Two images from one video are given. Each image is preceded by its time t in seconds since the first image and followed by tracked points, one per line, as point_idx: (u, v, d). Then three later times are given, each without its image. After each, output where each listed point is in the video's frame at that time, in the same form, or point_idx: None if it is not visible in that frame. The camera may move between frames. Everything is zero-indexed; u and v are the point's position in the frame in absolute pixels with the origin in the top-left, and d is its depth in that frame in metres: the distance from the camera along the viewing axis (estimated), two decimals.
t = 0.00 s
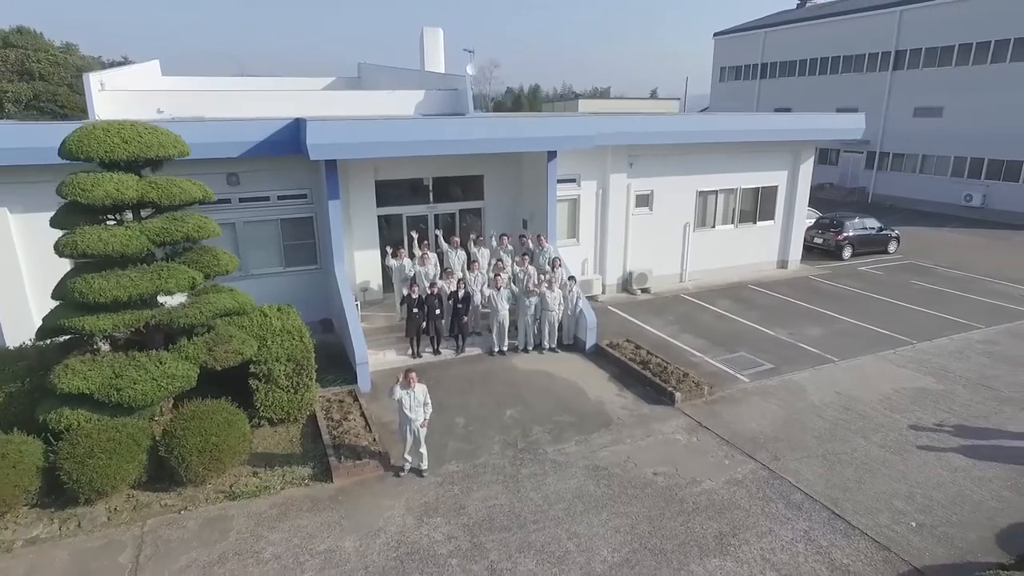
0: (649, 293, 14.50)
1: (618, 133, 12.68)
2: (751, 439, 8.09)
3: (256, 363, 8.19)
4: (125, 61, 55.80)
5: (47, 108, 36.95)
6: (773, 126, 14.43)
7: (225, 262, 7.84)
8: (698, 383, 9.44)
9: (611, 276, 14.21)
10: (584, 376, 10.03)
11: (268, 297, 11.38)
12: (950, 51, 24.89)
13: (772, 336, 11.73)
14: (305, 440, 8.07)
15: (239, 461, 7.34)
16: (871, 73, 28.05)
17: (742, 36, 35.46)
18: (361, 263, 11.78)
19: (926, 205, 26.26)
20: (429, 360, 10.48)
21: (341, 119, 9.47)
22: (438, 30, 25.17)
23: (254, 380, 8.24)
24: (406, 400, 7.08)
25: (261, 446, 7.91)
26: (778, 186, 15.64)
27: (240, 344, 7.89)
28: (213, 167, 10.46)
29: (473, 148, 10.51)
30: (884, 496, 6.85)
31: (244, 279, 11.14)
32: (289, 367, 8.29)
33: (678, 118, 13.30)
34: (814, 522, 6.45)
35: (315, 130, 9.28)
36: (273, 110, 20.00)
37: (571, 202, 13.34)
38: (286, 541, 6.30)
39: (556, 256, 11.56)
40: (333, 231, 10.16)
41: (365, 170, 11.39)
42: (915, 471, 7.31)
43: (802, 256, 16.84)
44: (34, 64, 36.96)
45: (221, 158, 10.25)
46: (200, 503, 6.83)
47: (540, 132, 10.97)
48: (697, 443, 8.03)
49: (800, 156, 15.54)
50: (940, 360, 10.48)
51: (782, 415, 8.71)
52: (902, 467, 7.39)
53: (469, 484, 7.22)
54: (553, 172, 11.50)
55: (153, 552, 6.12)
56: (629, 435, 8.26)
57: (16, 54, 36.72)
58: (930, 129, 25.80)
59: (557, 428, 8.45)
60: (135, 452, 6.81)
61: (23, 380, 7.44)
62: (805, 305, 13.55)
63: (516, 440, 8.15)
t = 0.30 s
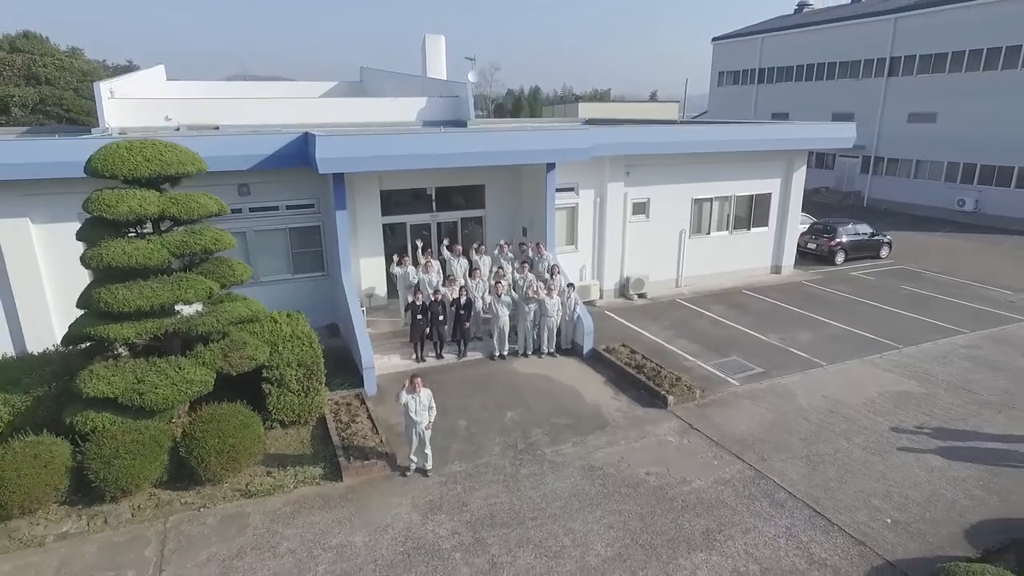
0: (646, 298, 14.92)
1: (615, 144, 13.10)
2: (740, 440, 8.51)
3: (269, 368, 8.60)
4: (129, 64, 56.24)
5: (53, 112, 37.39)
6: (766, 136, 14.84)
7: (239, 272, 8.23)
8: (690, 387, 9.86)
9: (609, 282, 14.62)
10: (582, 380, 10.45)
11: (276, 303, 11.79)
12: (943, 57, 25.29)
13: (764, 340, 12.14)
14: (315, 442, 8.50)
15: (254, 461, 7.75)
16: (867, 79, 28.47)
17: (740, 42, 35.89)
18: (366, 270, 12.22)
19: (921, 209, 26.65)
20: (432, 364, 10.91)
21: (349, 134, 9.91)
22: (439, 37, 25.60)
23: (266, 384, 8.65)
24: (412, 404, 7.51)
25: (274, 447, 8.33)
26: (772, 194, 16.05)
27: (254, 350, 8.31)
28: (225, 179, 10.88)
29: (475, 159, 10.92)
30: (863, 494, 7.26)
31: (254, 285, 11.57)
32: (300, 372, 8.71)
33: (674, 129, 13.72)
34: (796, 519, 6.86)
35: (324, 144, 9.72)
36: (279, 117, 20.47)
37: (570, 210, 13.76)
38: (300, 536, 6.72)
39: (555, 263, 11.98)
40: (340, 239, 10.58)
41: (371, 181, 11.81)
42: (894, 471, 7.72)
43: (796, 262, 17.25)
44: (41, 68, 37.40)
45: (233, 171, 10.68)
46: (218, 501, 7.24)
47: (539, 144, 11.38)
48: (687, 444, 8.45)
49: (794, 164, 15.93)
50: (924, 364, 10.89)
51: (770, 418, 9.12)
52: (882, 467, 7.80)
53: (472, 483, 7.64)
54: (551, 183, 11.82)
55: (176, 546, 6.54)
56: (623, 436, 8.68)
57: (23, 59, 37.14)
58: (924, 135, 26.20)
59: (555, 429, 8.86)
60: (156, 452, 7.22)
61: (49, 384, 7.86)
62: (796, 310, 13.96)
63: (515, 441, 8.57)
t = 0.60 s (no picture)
0: (641, 303, 15.36)
1: (612, 155, 13.56)
2: (728, 442, 8.96)
3: (280, 373, 9.05)
4: (133, 67, 56.79)
5: (60, 116, 37.91)
6: (759, 146, 15.28)
7: (253, 282, 8.68)
8: (682, 391, 10.31)
9: (606, 288, 15.07)
10: (579, 384, 10.90)
11: (285, 310, 12.23)
12: (937, 65, 25.73)
13: (755, 345, 12.59)
14: (325, 444, 8.96)
15: (268, 462, 8.21)
16: (862, 85, 28.90)
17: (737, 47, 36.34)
18: (371, 277, 12.68)
19: (915, 214, 27.07)
20: (435, 368, 11.36)
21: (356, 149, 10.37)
22: (441, 44, 26.06)
23: (278, 388, 9.10)
24: (417, 408, 7.94)
25: (286, 448, 8.79)
26: (766, 202, 16.48)
27: (267, 357, 8.76)
28: (237, 191, 11.33)
29: (477, 172, 11.38)
30: (842, 494, 7.71)
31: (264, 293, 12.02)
32: (310, 377, 9.16)
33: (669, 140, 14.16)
34: (778, 517, 7.31)
35: (333, 159, 10.18)
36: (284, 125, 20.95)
37: (568, 218, 14.20)
38: (313, 532, 7.17)
39: (553, 272, 12.42)
40: (347, 249, 11.03)
41: (376, 192, 12.26)
42: (873, 472, 8.16)
43: (789, 267, 17.69)
44: (47, 73, 37.89)
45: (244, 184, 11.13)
46: (236, 499, 7.70)
47: (539, 157, 11.83)
48: (678, 446, 8.90)
49: (787, 173, 16.36)
50: (907, 369, 11.34)
51: (757, 421, 9.56)
52: (861, 468, 8.25)
53: (474, 483, 8.09)
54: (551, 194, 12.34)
55: (197, 542, 7.00)
56: (618, 438, 9.13)
57: (29, 64, 37.59)
58: (918, 141, 26.64)
59: (553, 432, 9.31)
60: (177, 453, 7.67)
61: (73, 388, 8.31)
62: (787, 316, 14.40)
63: (515, 443, 9.02)
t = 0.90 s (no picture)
0: (638, 309, 15.84)
1: (608, 167, 14.03)
2: (716, 444, 9.44)
3: (292, 378, 9.54)
4: (137, 71, 57.38)
5: (66, 121, 38.37)
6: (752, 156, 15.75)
7: (266, 292, 9.17)
8: (674, 395, 10.79)
9: (603, 294, 15.55)
10: (576, 388, 11.38)
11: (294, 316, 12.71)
12: (930, 73, 26.18)
13: (746, 351, 13.07)
14: (334, 446, 9.45)
15: (282, 463, 8.69)
16: (857, 92, 29.36)
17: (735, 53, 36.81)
18: (377, 285, 13.16)
19: (909, 218, 27.54)
20: (438, 373, 11.85)
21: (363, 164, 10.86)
22: (443, 52, 26.53)
23: (290, 393, 9.59)
24: (423, 413, 8.43)
25: (298, 450, 9.28)
26: (759, 210, 16.95)
27: (280, 363, 9.24)
28: (248, 203, 11.82)
29: (478, 185, 11.87)
30: (823, 493, 8.19)
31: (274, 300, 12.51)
32: (320, 382, 9.65)
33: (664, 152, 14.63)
34: (761, 515, 7.79)
35: (341, 174, 10.67)
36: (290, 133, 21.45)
37: (567, 227, 14.68)
38: (325, 529, 7.65)
39: (551, 280, 12.89)
40: (354, 259, 11.51)
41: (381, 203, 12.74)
42: (853, 472, 8.64)
43: (782, 273, 18.17)
44: (53, 78, 38.38)
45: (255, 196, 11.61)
46: (252, 498, 8.18)
47: (537, 171, 12.31)
48: (669, 448, 9.38)
49: (779, 182, 16.83)
50: (892, 374, 11.82)
51: (746, 424, 10.05)
52: (842, 469, 8.73)
53: (476, 483, 8.58)
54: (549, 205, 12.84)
55: (217, 537, 7.48)
56: (612, 441, 9.61)
57: (35, 68, 38.02)
58: (912, 147, 27.10)
59: (551, 435, 9.79)
60: (196, 455, 8.15)
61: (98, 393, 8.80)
62: (779, 322, 14.88)
63: (514, 445, 9.50)
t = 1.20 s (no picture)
0: (634, 314, 16.34)
1: (605, 178, 14.54)
2: (706, 446, 9.94)
3: (303, 383, 10.04)
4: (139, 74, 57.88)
5: (73, 125, 38.87)
6: (745, 167, 16.26)
7: (278, 302, 9.68)
8: (667, 399, 11.30)
9: (601, 300, 16.07)
10: (573, 392, 11.89)
11: (303, 322, 13.22)
12: (923, 80, 26.67)
13: (737, 355, 13.59)
14: (343, 447, 9.97)
15: (295, 463, 9.19)
16: (852, 98, 29.86)
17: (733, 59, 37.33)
18: (382, 292, 13.69)
19: (902, 223, 28.02)
20: (441, 377, 12.36)
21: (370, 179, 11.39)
22: (445, 60, 27.05)
23: (301, 397, 10.09)
24: (427, 416, 8.94)
25: (309, 452, 9.78)
26: (752, 218, 17.45)
27: (292, 369, 9.75)
28: (259, 214, 12.34)
29: (479, 198, 12.39)
30: (805, 492, 8.70)
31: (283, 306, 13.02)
32: (330, 387, 10.15)
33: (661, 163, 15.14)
34: (746, 513, 8.29)
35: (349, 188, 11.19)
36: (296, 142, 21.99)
37: (565, 236, 15.19)
38: (337, 525, 8.17)
39: (550, 287, 13.41)
40: (360, 268, 12.03)
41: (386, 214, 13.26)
42: (834, 473, 9.15)
43: (775, 279, 18.67)
44: (61, 83, 38.98)
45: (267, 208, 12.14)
46: (266, 497, 8.69)
47: (538, 185, 12.82)
48: (661, 449, 9.89)
49: (772, 191, 17.34)
50: (876, 378, 12.32)
51: (734, 427, 10.55)
52: (823, 470, 9.23)
53: (478, 482, 9.09)
54: (547, 217, 13.35)
55: (236, 533, 8.00)
56: (607, 442, 10.13)
57: (43, 73, 38.52)
58: (906, 153, 27.59)
59: (549, 436, 10.30)
60: (215, 456, 8.66)
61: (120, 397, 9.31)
62: (770, 327, 15.38)
63: (514, 447, 10.01)
